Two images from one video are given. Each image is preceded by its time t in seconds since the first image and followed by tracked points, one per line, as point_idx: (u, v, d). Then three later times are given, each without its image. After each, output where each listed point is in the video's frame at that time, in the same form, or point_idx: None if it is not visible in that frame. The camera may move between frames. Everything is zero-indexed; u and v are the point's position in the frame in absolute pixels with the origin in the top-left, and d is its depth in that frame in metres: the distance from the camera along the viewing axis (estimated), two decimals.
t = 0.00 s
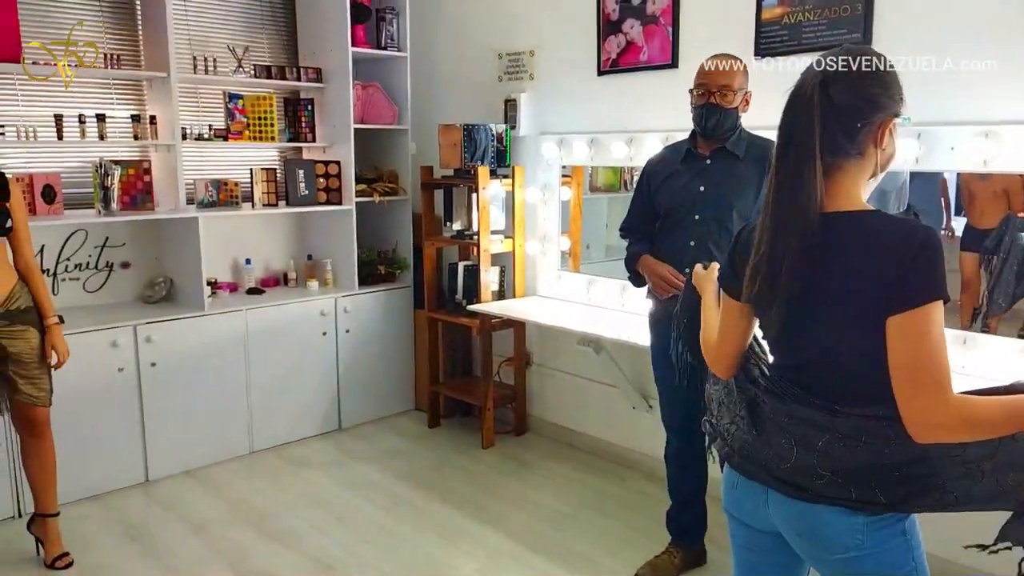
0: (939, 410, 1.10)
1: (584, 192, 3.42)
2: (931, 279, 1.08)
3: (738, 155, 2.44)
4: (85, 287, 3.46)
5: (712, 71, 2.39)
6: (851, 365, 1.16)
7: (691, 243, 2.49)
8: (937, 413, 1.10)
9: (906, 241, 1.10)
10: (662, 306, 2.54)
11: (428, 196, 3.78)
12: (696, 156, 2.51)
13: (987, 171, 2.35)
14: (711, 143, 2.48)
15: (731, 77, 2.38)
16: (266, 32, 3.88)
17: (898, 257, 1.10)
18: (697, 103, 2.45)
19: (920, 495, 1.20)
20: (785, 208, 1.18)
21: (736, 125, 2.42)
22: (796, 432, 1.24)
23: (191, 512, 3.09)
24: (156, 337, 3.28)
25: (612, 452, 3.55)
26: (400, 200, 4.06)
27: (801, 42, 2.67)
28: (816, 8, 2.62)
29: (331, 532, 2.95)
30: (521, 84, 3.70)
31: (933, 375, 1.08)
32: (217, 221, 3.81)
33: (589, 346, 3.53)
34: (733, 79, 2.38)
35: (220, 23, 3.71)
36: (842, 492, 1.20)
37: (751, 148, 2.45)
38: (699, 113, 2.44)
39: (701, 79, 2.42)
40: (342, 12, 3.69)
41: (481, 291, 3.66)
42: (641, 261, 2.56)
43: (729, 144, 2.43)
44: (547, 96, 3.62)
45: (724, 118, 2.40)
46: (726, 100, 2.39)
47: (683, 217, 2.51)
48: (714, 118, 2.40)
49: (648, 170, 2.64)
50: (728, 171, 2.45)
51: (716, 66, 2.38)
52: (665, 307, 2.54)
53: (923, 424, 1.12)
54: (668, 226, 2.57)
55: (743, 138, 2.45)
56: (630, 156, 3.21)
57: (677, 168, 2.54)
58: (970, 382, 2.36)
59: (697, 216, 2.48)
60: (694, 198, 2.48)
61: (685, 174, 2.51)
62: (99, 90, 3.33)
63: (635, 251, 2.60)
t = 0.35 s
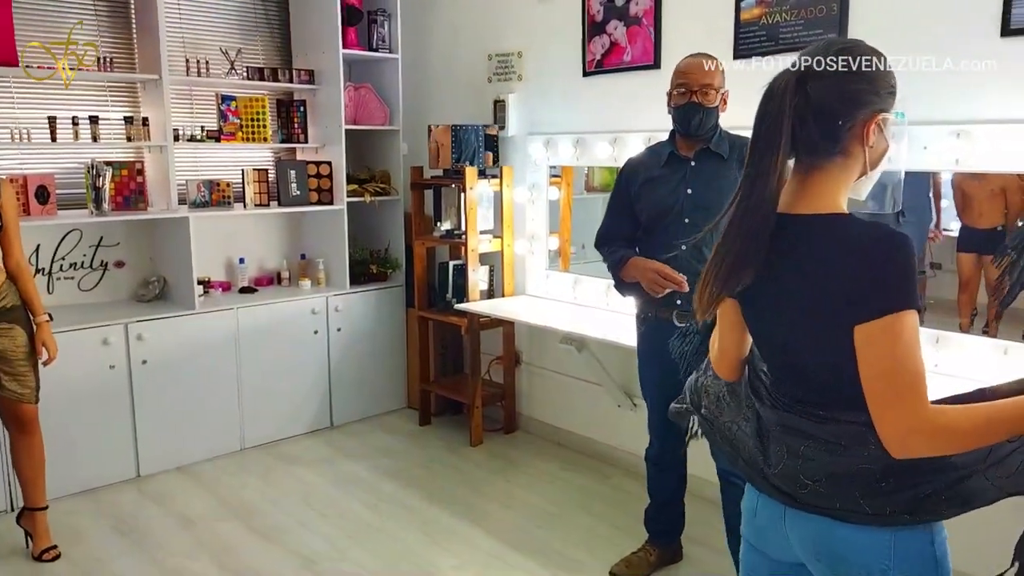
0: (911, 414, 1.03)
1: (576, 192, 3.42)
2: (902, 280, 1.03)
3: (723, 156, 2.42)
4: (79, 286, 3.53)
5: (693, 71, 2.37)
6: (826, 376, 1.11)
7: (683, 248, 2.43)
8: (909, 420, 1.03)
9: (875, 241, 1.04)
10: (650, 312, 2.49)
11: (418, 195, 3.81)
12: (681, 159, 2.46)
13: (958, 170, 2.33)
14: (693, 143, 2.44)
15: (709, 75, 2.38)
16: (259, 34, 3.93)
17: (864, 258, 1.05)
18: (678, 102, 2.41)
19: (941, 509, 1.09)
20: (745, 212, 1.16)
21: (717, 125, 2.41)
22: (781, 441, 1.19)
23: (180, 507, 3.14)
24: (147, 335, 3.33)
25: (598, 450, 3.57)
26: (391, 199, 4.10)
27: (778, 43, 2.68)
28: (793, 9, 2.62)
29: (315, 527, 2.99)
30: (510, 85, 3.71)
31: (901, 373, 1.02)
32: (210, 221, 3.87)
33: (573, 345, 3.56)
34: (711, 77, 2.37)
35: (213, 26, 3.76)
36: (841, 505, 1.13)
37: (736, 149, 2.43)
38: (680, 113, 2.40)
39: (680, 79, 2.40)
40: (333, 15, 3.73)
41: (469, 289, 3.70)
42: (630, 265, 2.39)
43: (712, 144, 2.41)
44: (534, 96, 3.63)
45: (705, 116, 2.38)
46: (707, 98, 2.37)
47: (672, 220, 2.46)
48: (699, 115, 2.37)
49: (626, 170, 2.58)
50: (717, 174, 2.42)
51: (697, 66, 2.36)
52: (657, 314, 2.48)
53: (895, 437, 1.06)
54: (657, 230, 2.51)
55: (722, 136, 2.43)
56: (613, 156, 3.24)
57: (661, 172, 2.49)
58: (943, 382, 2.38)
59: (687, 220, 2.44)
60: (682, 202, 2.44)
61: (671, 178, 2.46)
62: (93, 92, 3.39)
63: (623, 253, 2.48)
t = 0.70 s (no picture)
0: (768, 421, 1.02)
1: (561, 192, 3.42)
2: (786, 309, 1.01)
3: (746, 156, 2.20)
4: (77, 282, 3.64)
5: (718, 69, 2.16)
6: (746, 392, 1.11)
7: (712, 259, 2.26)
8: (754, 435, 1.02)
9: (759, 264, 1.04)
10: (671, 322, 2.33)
11: (406, 194, 3.87)
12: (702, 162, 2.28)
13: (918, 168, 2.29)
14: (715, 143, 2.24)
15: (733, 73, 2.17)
16: (253, 37, 4.03)
17: (767, 286, 1.03)
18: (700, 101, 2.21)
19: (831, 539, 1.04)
20: (682, 223, 1.25)
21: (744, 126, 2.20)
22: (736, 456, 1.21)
23: (166, 496, 3.24)
24: (138, 329, 3.44)
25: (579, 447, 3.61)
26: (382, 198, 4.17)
27: (745, 43, 2.69)
28: (760, 9, 2.63)
29: (293, 518, 3.07)
30: (496, 86, 3.73)
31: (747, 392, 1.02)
32: (206, 220, 3.97)
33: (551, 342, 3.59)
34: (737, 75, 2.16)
35: (207, 28, 3.87)
36: (776, 538, 1.09)
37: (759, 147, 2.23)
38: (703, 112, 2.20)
39: (703, 76, 2.18)
40: (322, 17, 3.81)
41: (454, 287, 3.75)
42: (660, 277, 2.25)
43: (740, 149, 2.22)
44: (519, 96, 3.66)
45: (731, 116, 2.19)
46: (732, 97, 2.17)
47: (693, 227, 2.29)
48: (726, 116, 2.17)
49: (639, 172, 2.41)
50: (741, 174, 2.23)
51: (722, 63, 2.15)
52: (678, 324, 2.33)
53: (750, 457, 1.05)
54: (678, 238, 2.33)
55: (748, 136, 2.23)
56: (592, 155, 3.24)
57: (680, 175, 2.31)
58: (918, 385, 2.26)
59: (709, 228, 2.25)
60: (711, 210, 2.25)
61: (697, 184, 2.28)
62: (91, 94, 3.50)
63: (649, 266, 2.30)
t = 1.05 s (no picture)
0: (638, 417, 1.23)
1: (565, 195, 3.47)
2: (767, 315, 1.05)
3: (766, 164, 2.07)
4: (97, 279, 3.81)
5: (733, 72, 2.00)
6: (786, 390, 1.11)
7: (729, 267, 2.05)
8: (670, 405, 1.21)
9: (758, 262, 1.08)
10: (680, 332, 2.10)
11: (412, 196, 3.97)
12: (722, 168, 2.07)
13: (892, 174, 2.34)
14: (734, 152, 2.07)
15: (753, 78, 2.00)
16: (268, 45, 4.18)
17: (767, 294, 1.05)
18: (715, 107, 2.03)
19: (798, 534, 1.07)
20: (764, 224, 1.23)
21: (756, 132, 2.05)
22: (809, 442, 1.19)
23: (176, 485, 3.37)
24: (151, 325, 3.58)
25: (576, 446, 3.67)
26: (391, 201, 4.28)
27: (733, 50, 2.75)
28: (746, 18, 2.69)
29: (294, 507, 3.18)
30: (500, 91, 3.82)
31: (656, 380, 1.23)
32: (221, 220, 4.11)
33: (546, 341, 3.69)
34: (757, 80, 2.00)
35: (223, 37, 4.02)
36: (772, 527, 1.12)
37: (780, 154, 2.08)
38: (722, 121, 2.01)
39: (721, 82, 2.02)
40: (333, 26, 3.93)
41: (456, 287, 3.85)
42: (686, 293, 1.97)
43: (756, 153, 2.06)
44: (521, 102, 3.74)
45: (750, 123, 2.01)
46: (750, 104, 2.00)
47: (713, 237, 2.07)
48: (746, 125, 2.00)
49: (649, 178, 2.14)
50: (763, 181, 2.07)
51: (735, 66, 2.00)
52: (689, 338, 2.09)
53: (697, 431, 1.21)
54: (694, 249, 2.09)
55: (763, 144, 2.08)
56: (589, 160, 3.34)
57: (698, 181, 2.07)
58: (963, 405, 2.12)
59: (731, 238, 2.05)
60: (727, 217, 2.05)
61: (710, 189, 2.06)
62: (109, 100, 3.68)
63: (673, 278, 2.00)
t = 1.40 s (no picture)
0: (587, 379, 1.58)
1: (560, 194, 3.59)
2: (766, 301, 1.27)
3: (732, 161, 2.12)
4: (110, 272, 3.99)
5: (701, 77, 2.00)
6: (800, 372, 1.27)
7: (704, 268, 2.12)
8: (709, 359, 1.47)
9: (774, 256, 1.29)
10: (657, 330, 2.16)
11: (411, 194, 4.14)
12: (693, 172, 2.11)
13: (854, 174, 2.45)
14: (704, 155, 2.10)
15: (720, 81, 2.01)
16: (275, 48, 4.35)
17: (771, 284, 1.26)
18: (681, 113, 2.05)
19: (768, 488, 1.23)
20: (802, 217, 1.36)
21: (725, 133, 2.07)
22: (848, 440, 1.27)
23: (183, 467, 3.54)
24: (161, 315, 3.76)
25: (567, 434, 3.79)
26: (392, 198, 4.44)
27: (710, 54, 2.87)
28: (721, 23, 2.81)
29: (294, 489, 3.33)
30: (495, 93, 3.96)
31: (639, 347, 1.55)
32: (229, 216, 4.28)
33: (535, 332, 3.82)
34: (723, 82, 2.01)
35: (230, 41, 4.20)
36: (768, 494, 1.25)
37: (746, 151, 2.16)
38: (691, 128, 2.04)
39: (687, 89, 2.02)
40: (335, 30, 4.10)
41: (451, 281, 4.00)
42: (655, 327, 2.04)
43: (726, 155, 2.11)
44: (515, 103, 3.87)
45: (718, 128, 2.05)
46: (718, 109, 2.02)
47: (688, 240, 2.11)
48: (715, 129, 2.03)
49: (621, 184, 2.16)
50: (735, 181, 2.12)
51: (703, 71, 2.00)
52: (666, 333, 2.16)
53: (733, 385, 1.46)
54: (672, 253, 2.13)
55: (730, 143, 2.13)
56: (576, 158, 3.46)
57: (670, 186, 2.11)
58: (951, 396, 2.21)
59: (707, 240, 2.11)
60: (700, 219, 2.10)
61: (680, 193, 2.10)
62: (120, 100, 3.86)
63: (642, 309, 2.06)
